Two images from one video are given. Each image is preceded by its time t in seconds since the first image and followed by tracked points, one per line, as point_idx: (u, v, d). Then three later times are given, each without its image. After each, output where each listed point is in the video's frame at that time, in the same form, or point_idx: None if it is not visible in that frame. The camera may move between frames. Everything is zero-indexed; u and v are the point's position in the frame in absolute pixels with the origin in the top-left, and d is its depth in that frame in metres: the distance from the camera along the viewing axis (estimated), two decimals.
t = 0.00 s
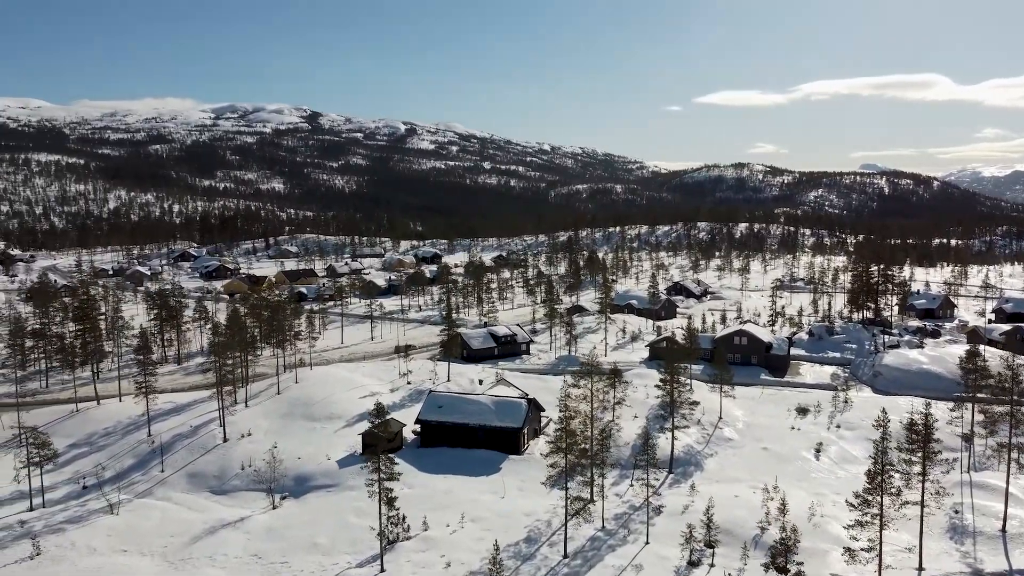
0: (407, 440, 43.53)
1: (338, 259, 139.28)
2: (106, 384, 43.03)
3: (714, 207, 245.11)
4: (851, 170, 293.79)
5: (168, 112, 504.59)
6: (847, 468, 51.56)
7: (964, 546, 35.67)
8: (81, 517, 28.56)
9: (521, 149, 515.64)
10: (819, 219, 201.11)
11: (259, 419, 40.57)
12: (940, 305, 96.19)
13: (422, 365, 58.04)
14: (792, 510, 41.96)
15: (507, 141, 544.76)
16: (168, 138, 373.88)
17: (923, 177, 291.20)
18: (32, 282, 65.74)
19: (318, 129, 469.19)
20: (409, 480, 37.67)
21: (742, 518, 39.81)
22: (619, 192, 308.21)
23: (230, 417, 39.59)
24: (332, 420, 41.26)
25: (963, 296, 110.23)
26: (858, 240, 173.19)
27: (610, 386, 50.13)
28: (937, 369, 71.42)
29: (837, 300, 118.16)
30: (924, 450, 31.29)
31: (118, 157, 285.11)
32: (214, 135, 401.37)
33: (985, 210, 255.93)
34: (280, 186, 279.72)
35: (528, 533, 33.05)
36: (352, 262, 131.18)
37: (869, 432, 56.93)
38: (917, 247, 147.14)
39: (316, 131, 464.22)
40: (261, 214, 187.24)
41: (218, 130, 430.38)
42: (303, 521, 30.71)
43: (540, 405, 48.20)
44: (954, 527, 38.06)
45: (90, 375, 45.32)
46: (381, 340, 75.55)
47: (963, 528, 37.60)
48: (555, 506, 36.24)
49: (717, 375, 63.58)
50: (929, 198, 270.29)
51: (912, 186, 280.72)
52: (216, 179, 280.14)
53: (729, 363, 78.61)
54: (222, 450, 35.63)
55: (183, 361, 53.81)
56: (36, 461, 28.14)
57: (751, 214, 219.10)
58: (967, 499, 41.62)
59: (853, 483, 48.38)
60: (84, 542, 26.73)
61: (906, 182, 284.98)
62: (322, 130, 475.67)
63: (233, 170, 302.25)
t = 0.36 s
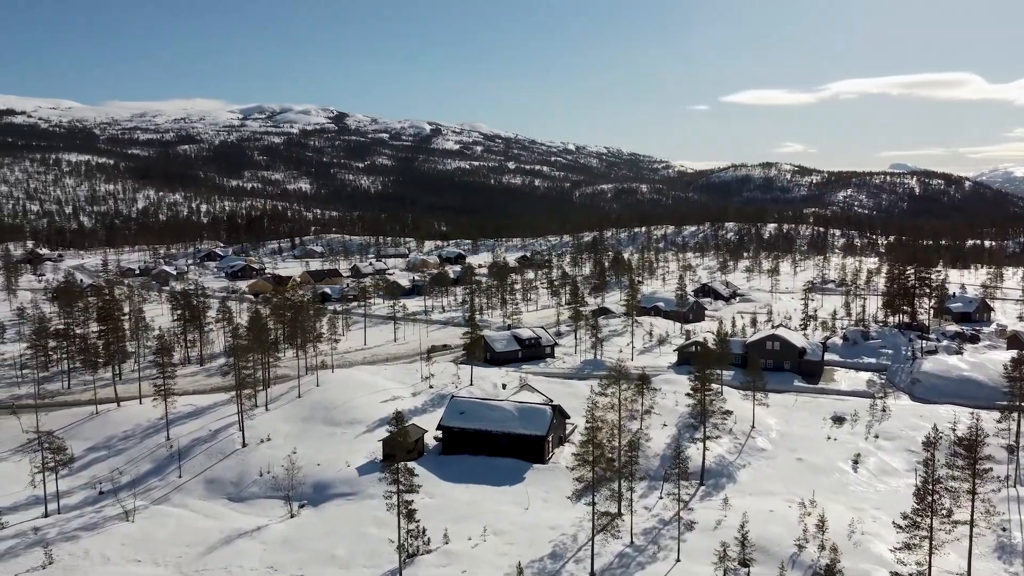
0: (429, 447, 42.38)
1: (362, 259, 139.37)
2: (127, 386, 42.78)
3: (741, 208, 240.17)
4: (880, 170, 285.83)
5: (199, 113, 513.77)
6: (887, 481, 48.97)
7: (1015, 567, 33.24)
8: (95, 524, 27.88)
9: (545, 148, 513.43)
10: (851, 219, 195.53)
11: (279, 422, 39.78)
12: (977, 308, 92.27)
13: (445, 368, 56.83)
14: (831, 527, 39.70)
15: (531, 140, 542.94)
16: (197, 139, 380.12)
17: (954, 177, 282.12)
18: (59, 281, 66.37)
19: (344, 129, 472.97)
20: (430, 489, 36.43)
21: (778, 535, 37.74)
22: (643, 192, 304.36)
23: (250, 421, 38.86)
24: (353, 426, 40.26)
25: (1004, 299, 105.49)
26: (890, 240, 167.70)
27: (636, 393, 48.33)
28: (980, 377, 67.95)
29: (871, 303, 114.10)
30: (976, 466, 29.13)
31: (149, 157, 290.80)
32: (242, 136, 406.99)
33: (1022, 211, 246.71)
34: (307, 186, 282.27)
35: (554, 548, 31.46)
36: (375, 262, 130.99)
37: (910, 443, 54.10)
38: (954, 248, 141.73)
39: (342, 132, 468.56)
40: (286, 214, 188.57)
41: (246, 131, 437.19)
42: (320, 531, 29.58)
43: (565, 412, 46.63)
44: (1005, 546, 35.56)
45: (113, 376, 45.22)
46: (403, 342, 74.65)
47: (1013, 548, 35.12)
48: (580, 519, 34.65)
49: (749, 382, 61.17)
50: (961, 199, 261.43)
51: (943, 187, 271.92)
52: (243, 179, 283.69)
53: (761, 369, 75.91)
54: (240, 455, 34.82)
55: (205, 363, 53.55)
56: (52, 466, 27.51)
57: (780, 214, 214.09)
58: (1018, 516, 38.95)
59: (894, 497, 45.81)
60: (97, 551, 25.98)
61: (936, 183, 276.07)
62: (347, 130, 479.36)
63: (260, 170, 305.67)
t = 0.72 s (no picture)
0: (450, 454, 41.23)
1: (385, 259, 139.21)
2: (146, 388, 42.46)
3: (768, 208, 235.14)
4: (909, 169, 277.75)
5: (227, 114, 521.69)
6: (929, 495, 46.38)
7: None
8: (109, 532, 27.19)
9: (568, 148, 510.52)
10: (883, 220, 189.90)
11: (297, 427, 38.97)
12: (1013, 312, 88.57)
13: (466, 372, 55.68)
14: (872, 545, 37.45)
15: (554, 140, 540.26)
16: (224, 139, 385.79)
17: (985, 177, 272.79)
18: (86, 281, 66.86)
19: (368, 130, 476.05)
20: (450, 499, 35.22)
21: (814, 553, 35.69)
22: (668, 191, 300.26)
23: (268, 425, 38.07)
24: (372, 431, 39.20)
25: None
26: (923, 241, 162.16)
27: (663, 400, 46.55)
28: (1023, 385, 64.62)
29: (905, 306, 110.06)
30: None
31: (179, 158, 295.78)
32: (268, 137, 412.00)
33: None
34: (331, 186, 284.36)
35: (579, 564, 29.86)
36: (398, 262, 130.66)
37: (952, 455, 51.31)
38: (992, 249, 136.32)
39: (366, 132, 471.83)
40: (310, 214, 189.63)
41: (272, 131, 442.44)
42: (337, 543, 28.42)
43: (590, 419, 45.07)
44: None
45: (133, 377, 44.96)
46: (425, 344, 73.72)
47: None
48: (606, 532, 33.05)
49: (782, 389, 58.82)
50: (992, 199, 252.35)
51: (973, 187, 262.91)
52: (269, 179, 286.70)
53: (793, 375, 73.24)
54: (257, 461, 33.98)
55: (226, 364, 53.20)
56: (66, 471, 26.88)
57: (809, 214, 209.07)
58: None
59: (938, 513, 43.24)
60: (109, 561, 25.24)
61: (966, 183, 267.02)
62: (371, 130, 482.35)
63: (285, 171, 308.66)
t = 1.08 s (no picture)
0: (472, 463, 40.05)
1: (408, 260, 139.03)
2: (166, 390, 42.07)
3: (796, 208, 230.01)
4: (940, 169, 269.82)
5: (253, 115, 528.87)
6: (974, 511, 43.75)
7: None
8: (121, 542, 26.43)
9: (591, 147, 507.21)
10: (916, 220, 184.23)
11: (316, 432, 38.06)
12: None
13: (488, 376, 54.44)
14: (917, 566, 35.13)
15: (577, 139, 537.11)
16: (251, 140, 390.91)
17: (1020, 177, 263.50)
18: (112, 281, 67.26)
19: (392, 130, 478.76)
20: (471, 511, 33.92)
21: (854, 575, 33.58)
22: (693, 191, 295.97)
23: (286, 430, 37.21)
24: (392, 438, 38.12)
25: None
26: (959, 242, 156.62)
27: (692, 409, 44.66)
28: None
29: (941, 309, 105.97)
30: None
31: (208, 159, 300.48)
32: (293, 137, 416.43)
33: None
34: (356, 186, 286.22)
35: None
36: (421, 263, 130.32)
37: (998, 469, 48.47)
38: None
39: (390, 133, 474.60)
40: (334, 213, 190.66)
41: (298, 132, 447.29)
42: (354, 556, 27.22)
43: (616, 427, 43.48)
44: None
45: (154, 379, 44.67)
46: (448, 346, 72.84)
47: None
48: (634, 549, 31.35)
49: (817, 397, 56.38)
50: None
51: (1008, 186, 254.17)
52: (294, 179, 289.44)
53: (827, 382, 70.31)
54: (275, 469, 33.09)
55: (247, 367, 52.77)
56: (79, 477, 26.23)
57: (840, 214, 203.88)
58: None
59: (985, 531, 40.58)
60: (120, 572, 24.44)
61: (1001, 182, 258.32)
62: (395, 130, 485.10)
63: (310, 171, 311.31)
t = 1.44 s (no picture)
0: (492, 471, 38.85)
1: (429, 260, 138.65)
2: (184, 392, 41.69)
3: (823, 208, 224.84)
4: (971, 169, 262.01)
5: (278, 116, 535.54)
6: (1020, 529, 41.19)
7: None
8: (133, 551, 25.68)
9: (614, 147, 503.41)
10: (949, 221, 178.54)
11: (334, 438, 37.18)
12: None
13: (510, 381, 53.24)
14: None
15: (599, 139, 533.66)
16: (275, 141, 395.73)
17: None
18: (135, 282, 67.52)
19: (414, 131, 480.78)
20: (492, 524, 32.67)
21: None
22: (716, 191, 291.50)
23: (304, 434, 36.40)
24: (411, 445, 37.07)
25: None
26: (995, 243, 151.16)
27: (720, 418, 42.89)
28: None
29: (979, 312, 101.94)
30: None
31: (234, 159, 304.40)
32: (316, 138, 420.40)
33: None
34: (378, 186, 287.43)
35: None
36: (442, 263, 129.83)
37: None
38: None
39: (413, 133, 476.53)
40: (356, 213, 191.36)
41: (321, 132, 451.58)
42: (369, 570, 26.06)
43: (642, 437, 41.97)
44: None
45: (174, 382, 44.41)
46: (469, 348, 71.84)
47: None
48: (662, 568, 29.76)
49: (851, 406, 54.01)
50: None
51: None
52: (318, 179, 291.86)
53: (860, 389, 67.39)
54: (291, 476, 32.20)
55: (267, 369, 52.36)
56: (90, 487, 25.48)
57: (869, 214, 198.71)
58: None
59: None
60: None
61: None
62: (417, 131, 487.02)
63: (334, 171, 313.66)
